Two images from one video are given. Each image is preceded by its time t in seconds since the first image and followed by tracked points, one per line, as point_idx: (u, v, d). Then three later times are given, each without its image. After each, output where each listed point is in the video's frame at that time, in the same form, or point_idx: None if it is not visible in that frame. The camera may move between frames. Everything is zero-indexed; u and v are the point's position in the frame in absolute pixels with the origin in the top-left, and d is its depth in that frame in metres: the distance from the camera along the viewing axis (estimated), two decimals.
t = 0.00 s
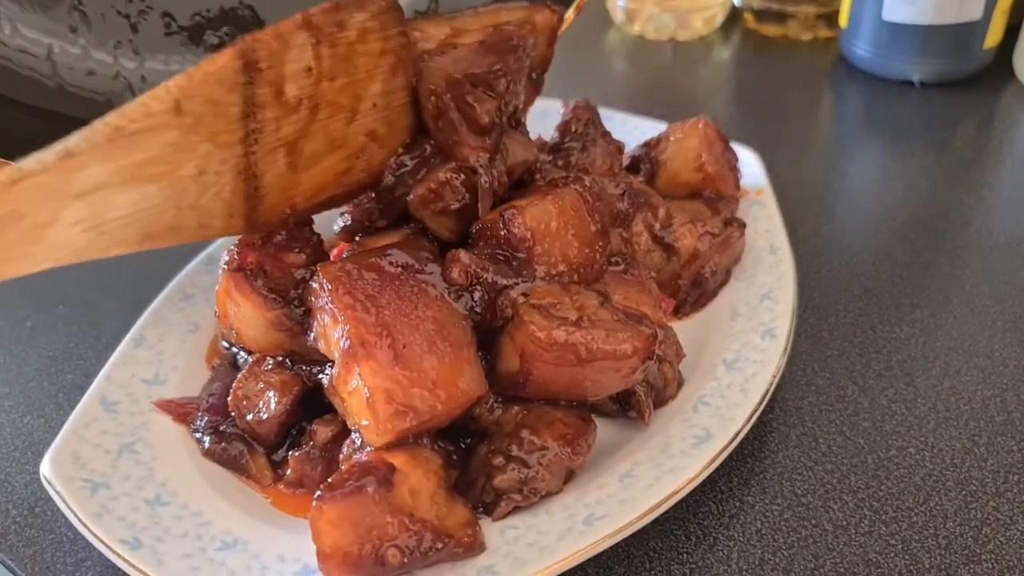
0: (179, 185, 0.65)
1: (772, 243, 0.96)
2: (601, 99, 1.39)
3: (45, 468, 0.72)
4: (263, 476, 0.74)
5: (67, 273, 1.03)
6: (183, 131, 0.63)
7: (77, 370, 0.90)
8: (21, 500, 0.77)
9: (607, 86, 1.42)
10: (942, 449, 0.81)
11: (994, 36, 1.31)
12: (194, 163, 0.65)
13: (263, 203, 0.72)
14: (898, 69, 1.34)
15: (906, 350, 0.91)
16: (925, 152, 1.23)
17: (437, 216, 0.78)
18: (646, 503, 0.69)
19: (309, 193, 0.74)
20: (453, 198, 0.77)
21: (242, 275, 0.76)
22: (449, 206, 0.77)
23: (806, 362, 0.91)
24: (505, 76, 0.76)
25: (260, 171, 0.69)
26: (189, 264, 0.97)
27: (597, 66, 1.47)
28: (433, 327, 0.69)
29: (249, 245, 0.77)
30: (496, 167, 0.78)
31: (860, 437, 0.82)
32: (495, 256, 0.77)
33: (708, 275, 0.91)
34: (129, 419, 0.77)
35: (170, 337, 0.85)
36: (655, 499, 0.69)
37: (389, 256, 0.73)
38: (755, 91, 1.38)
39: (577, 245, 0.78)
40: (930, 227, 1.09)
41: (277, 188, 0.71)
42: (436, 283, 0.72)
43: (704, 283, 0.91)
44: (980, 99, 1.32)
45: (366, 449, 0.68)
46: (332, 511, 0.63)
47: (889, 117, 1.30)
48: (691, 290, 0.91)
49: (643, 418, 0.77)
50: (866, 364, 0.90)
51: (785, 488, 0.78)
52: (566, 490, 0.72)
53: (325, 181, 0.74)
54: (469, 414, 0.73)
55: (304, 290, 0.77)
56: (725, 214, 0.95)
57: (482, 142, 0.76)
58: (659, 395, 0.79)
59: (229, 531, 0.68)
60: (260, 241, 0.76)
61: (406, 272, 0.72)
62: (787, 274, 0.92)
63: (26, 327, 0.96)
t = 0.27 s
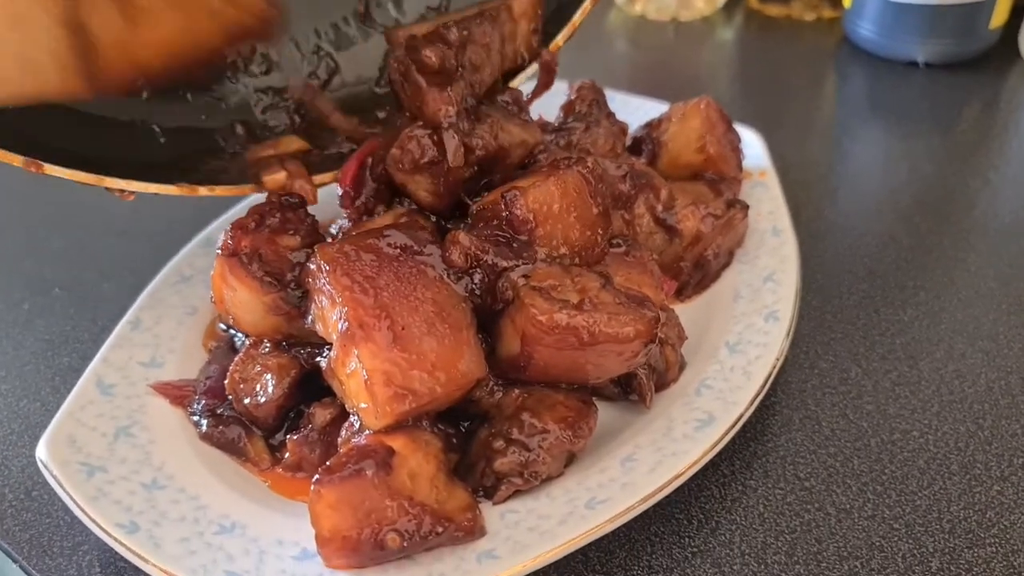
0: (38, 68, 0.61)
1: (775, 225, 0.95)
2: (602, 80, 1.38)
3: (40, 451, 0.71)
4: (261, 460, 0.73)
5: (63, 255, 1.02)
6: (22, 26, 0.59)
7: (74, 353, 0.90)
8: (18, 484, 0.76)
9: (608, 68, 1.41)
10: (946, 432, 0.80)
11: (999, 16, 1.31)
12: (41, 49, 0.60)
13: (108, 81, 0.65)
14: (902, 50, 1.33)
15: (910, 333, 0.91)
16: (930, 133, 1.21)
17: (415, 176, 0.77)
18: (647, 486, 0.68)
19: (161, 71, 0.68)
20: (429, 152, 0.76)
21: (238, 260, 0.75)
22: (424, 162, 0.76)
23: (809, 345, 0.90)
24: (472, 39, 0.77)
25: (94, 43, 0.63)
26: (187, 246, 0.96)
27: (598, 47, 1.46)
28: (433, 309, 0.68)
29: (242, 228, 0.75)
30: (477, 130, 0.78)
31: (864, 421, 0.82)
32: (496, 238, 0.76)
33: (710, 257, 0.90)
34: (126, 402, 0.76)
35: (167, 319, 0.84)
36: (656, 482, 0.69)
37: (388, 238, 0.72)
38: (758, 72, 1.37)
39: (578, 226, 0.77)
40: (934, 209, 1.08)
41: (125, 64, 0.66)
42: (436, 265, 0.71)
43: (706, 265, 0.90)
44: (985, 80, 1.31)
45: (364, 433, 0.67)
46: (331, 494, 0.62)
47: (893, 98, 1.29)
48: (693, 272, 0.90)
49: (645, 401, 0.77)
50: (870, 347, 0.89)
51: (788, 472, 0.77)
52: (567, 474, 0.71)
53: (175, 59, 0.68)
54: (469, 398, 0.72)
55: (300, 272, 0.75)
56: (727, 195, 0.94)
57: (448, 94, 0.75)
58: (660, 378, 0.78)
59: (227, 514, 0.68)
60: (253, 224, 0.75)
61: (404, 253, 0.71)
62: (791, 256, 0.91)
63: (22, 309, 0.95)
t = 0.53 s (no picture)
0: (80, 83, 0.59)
1: (776, 211, 0.94)
2: (601, 64, 1.36)
3: (32, 442, 0.70)
4: (256, 449, 0.73)
5: (56, 243, 1.01)
6: (81, 33, 0.58)
7: (68, 342, 0.89)
8: (11, 474, 0.75)
9: (607, 52, 1.39)
10: (949, 421, 0.80)
11: None
12: (96, 67, 0.60)
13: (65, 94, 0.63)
14: (905, 34, 1.32)
15: (912, 321, 0.90)
16: (932, 118, 1.20)
17: (404, 160, 0.76)
18: (647, 476, 0.68)
19: (225, 112, 0.66)
20: (417, 136, 0.75)
21: (231, 250, 0.73)
22: (414, 146, 0.75)
23: (810, 332, 0.89)
24: (456, 20, 0.74)
25: (167, 82, 0.62)
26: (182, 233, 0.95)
27: (598, 32, 1.44)
28: (429, 296, 0.67)
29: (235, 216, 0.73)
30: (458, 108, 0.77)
31: (865, 409, 0.81)
32: (492, 222, 0.75)
33: (710, 244, 0.89)
34: (119, 392, 0.75)
35: (162, 307, 0.83)
36: (656, 472, 0.68)
37: (383, 224, 0.71)
38: (758, 57, 1.36)
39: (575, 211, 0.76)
40: (936, 195, 1.07)
41: (189, 106, 0.64)
42: (432, 252, 0.71)
43: (706, 252, 0.89)
44: (988, 64, 1.29)
45: (360, 422, 0.67)
46: (326, 484, 0.61)
47: (895, 83, 1.28)
48: (692, 259, 0.90)
49: (644, 389, 0.76)
50: (872, 335, 0.88)
51: (789, 461, 0.77)
52: (566, 462, 0.70)
53: (240, 100, 0.67)
54: (466, 385, 0.71)
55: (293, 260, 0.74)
56: (728, 181, 0.93)
57: (435, 81, 0.73)
58: (659, 366, 0.78)
59: (222, 505, 0.67)
60: (245, 213, 0.73)
61: (400, 240, 0.70)
62: (791, 242, 0.90)
63: (16, 297, 0.94)
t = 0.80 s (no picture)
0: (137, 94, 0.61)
1: (780, 200, 0.93)
2: (604, 52, 1.35)
3: (28, 434, 0.69)
4: (255, 442, 0.72)
5: (54, 232, 1.00)
6: (149, 39, 0.61)
7: (65, 332, 0.88)
8: (8, 466, 0.75)
9: (609, 40, 1.38)
10: (954, 413, 0.79)
11: None
12: (165, 73, 0.62)
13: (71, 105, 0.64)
14: (910, 22, 1.31)
15: (917, 312, 0.89)
16: (937, 107, 1.19)
17: (416, 148, 0.74)
18: (650, 469, 0.67)
19: (292, 121, 0.72)
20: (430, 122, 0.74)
21: (228, 242, 0.71)
22: (427, 133, 0.74)
23: (815, 323, 0.88)
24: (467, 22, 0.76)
25: (236, 91, 0.67)
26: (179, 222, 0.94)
27: (600, 20, 1.43)
28: (429, 287, 0.67)
29: (231, 207, 0.72)
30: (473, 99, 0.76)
31: (870, 401, 0.80)
32: (493, 213, 0.74)
33: (714, 234, 0.88)
34: (117, 383, 0.74)
35: (159, 298, 0.83)
36: (659, 464, 0.67)
37: (383, 213, 0.70)
38: (762, 45, 1.35)
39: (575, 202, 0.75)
40: (941, 184, 1.06)
41: (256, 114, 0.69)
42: (432, 242, 0.70)
43: (710, 241, 0.88)
44: (993, 52, 1.28)
45: (359, 414, 0.66)
46: (325, 477, 0.61)
47: (900, 71, 1.27)
48: (696, 249, 0.88)
49: (647, 381, 0.75)
50: (877, 325, 0.88)
51: (793, 453, 0.76)
52: (568, 455, 0.70)
53: (306, 111, 0.72)
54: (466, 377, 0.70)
55: (292, 251, 0.72)
56: (732, 170, 0.92)
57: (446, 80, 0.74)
58: (662, 357, 0.77)
59: (221, 498, 0.66)
60: (242, 205, 0.72)
61: (399, 230, 0.69)
62: (796, 233, 0.89)
63: (13, 287, 0.93)
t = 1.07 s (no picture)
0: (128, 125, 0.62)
1: (780, 196, 0.92)
2: (602, 44, 1.34)
3: (15, 435, 0.68)
4: (246, 442, 0.71)
5: (45, 227, 0.99)
6: (144, 65, 0.62)
7: (54, 329, 0.87)
8: None
9: (609, 33, 1.37)
10: (956, 412, 0.78)
11: None
12: (160, 102, 0.63)
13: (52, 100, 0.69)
14: (912, 15, 1.30)
15: (919, 309, 0.88)
16: (939, 101, 1.18)
17: (428, 150, 0.74)
18: (647, 471, 0.66)
19: (288, 150, 0.72)
20: (443, 124, 0.74)
21: (214, 242, 0.71)
22: (441, 135, 0.74)
23: (815, 321, 0.87)
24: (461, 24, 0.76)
25: (232, 121, 0.68)
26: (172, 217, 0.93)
27: (599, 12, 1.42)
28: (422, 286, 0.65)
29: (219, 206, 0.72)
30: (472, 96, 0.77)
31: (871, 400, 0.79)
32: (489, 211, 0.73)
33: (713, 230, 0.87)
34: (106, 382, 0.73)
35: (150, 295, 0.81)
36: (656, 466, 0.66)
37: (375, 211, 0.69)
38: (762, 38, 1.33)
39: (575, 201, 0.74)
40: (944, 179, 1.05)
41: (253, 143, 0.70)
42: (426, 240, 0.68)
43: (709, 238, 0.87)
44: (996, 45, 1.27)
45: (351, 415, 0.65)
46: (315, 480, 0.60)
47: (901, 64, 1.25)
48: (695, 246, 0.87)
49: (644, 380, 0.74)
50: (878, 324, 0.86)
51: (792, 453, 0.75)
52: (563, 456, 0.68)
53: (304, 140, 0.73)
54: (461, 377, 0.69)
55: (281, 250, 0.71)
56: (731, 165, 0.91)
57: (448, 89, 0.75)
58: (660, 356, 0.76)
59: (210, 500, 0.65)
60: (228, 202, 0.72)
61: (392, 227, 0.68)
62: (796, 230, 0.87)
63: (2, 283, 0.92)
